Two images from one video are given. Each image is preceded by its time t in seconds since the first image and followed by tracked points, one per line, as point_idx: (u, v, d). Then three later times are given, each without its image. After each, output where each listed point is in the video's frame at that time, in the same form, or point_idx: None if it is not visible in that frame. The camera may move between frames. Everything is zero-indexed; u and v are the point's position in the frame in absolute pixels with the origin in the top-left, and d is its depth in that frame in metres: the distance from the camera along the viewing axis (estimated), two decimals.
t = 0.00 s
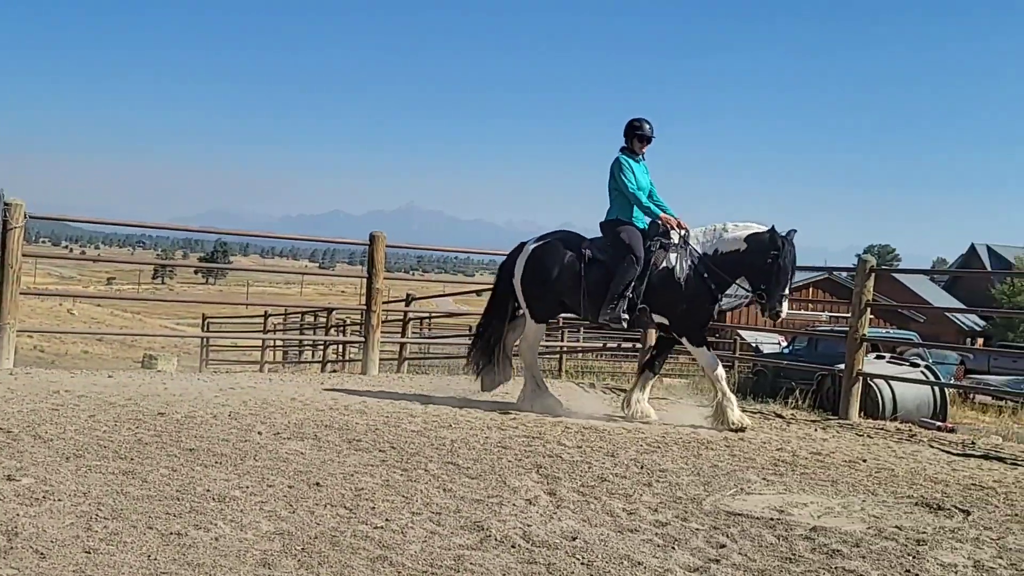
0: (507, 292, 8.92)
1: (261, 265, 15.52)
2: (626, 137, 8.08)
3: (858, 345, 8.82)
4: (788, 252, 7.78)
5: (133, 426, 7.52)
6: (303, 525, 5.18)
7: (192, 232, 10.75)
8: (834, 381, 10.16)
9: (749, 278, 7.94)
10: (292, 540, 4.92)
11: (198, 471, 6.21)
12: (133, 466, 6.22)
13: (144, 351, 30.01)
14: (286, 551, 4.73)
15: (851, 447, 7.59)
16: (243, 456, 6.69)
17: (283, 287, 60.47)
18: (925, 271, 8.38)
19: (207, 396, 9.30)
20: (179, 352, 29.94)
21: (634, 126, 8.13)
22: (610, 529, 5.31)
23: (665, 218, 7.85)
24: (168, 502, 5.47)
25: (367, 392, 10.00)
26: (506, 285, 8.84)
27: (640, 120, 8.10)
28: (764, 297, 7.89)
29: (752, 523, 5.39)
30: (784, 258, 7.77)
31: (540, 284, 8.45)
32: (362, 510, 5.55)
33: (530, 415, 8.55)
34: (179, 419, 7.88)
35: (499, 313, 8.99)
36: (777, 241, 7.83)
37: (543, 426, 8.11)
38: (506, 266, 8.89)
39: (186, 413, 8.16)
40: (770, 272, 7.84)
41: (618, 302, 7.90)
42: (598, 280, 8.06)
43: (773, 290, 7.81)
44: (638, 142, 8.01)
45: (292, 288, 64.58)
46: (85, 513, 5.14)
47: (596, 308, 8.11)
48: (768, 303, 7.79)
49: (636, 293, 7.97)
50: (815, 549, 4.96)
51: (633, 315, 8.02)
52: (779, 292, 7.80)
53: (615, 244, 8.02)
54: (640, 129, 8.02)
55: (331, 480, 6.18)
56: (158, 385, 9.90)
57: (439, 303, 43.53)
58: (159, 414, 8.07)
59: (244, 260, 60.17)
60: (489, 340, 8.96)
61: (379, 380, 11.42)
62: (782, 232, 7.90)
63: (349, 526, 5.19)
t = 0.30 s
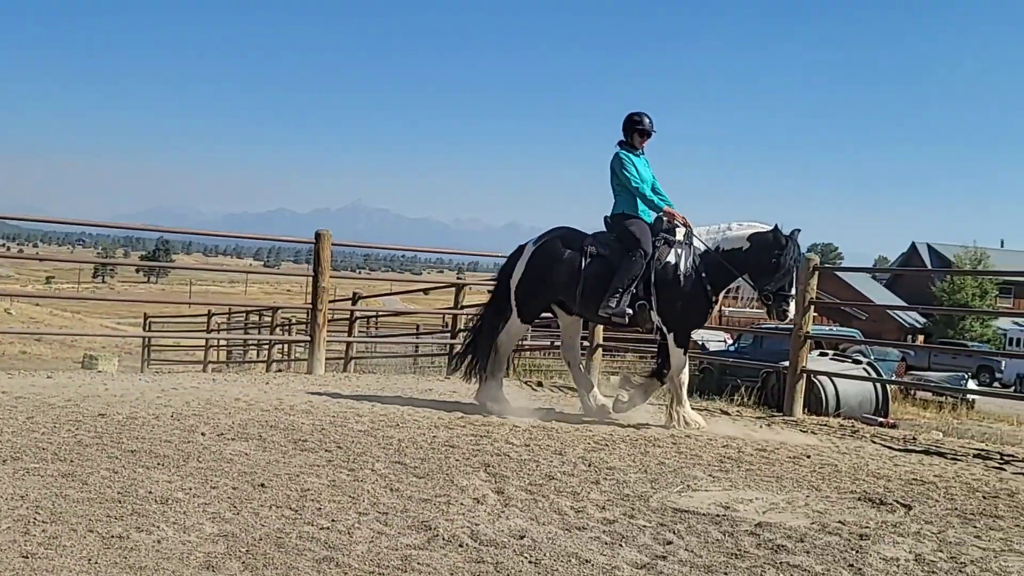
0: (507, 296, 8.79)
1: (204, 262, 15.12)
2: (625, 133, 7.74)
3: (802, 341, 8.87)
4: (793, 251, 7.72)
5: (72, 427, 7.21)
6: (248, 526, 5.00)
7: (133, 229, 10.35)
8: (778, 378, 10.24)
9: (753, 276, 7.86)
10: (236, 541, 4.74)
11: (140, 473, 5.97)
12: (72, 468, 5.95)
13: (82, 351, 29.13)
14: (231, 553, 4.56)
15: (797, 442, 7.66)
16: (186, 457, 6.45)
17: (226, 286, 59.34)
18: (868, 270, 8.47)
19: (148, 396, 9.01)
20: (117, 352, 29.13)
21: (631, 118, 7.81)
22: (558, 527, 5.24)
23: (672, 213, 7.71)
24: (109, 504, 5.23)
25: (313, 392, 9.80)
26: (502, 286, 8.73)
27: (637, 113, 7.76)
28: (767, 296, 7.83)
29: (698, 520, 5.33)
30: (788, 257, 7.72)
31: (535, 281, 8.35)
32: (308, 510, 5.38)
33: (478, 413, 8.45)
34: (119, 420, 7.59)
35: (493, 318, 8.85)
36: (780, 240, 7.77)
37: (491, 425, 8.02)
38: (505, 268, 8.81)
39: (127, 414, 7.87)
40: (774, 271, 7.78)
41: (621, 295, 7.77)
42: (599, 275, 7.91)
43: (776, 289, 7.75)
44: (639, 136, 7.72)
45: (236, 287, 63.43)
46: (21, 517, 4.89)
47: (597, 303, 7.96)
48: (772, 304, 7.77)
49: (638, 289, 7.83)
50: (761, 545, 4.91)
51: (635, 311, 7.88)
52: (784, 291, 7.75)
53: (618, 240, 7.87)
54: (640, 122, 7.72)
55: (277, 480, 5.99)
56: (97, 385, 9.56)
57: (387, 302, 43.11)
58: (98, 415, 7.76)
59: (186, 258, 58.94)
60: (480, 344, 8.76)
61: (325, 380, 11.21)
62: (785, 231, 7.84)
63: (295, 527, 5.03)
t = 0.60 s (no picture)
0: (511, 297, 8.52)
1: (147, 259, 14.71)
2: (628, 135, 7.54)
3: (748, 339, 8.92)
4: (801, 263, 7.43)
5: (7, 429, 6.91)
6: (193, 528, 4.82)
7: (74, 229, 9.98)
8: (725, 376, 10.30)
9: (758, 287, 7.57)
10: (181, 544, 4.56)
11: (81, 475, 5.73)
12: (9, 472, 5.68)
13: (18, 351, 28.20)
14: (175, 556, 4.39)
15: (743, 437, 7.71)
16: (129, 459, 6.21)
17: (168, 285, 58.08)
18: (813, 270, 8.56)
19: (89, 397, 8.70)
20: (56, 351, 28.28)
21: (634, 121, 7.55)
22: (507, 525, 5.17)
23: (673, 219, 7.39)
24: (48, 508, 5.00)
25: (260, 391, 9.58)
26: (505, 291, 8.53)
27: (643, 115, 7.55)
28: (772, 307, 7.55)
29: (646, 517, 5.28)
30: (796, 270, 7.44)
31: (539, 283, 8.15)
32: (254, 511, 5.22)
33: (427, 413, 8.34)
34: (58, 422, 7.30)
35: (498, 321, 8.58)
36: (789, 252, 7.47)
37: (440, 425, 7.89)
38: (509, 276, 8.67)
39: (67, 415, 7.58)
40: (781, 283, 7.48)
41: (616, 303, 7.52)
42: (598, 279, 7.67)
43: (783, 302, 7.47)
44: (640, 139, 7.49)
45: (179, 286, 62.10)
46: None
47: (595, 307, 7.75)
48: (778, 315, 7.52)
49: (633, 295, 7.59)
50: (708, 541, 4.89)
51: (628, 317, 7.62)
52: (791, 304, 7.46)
53: (617, 244, 7.62)
54: (640, 124, 7.47)
55: (222, 482, 5.80)
56: (34, 386, 9.22)
57: (335, 302, 42.71)
58: (36, 417, 7.45)
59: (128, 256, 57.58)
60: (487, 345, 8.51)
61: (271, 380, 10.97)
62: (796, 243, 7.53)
63: (241, 529, 4.87)
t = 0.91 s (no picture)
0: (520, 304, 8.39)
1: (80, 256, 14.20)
2: (629, 131, 7.42)
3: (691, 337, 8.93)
4: (808, 260, 7.24)
5: None
6: (130, 532, 4.62)
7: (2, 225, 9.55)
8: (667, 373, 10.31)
9: (762, 284, 7.37)
10: (117, 547, 4.37)
11: (10, 479, 5.46)
12: None
13: None
14: (111, 560, 4.20)
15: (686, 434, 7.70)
16: (62, 462, 5.95)
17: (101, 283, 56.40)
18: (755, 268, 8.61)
19: (18, 398, 8.33)
20: None
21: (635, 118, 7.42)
22: (451, 525, 5.08)
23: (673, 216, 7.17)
24: None
25: (197, 391, 9.30)
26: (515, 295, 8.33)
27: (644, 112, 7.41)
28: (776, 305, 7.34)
29: (589, 514, 5.24)
30: (802, 263, 7.24)
31: (540, 286, 8.04)
32: (193, 514, 5.03)
33: (370, 413, 8.18)
34: None
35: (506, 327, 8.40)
36: (795, 245, 7.28)
37: (383, 424, 7.75)
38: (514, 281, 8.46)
39: None
40: (786, 280, 7.29)
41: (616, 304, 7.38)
42: (598, 279, 7.56)
43: (787, 299, 7.27)
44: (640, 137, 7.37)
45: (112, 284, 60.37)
46: None
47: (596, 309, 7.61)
48: (782, 311, 7.29)
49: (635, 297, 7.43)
50: (650, 538, 4.87)
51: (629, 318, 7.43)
52: (795, 301, 7.27)
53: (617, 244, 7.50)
54: (641, 122, 7.35)
55: (160, 484, 5.59)
56: None
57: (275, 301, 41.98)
58: None
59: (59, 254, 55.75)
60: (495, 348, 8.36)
61: (210, 381, 10.67)
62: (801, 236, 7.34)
63: (179, 532, 4.68)
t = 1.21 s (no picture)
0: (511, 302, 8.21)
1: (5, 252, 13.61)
2: (625, 135, 7.19)
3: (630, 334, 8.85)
4: (804, 242, 6.96)
5: None
6: (59, 536, 4.41)
7: None
8: (605, 370, 10.29)
9: (764, 275, 7.08)
10: (45, 552, 4.17)
11: None
12: None
13: None
14: (39, 566, 4.00)
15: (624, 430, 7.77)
16: None
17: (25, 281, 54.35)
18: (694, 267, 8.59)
19: None
20: None
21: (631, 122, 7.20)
22: (389, 525, 4.97)
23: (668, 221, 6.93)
24: None
25: (129, 392, 8.99)
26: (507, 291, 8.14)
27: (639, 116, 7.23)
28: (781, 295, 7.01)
29: (529, 512, 5.18)
30: (799, 247, 6.97)
31: (534, 285, 7.83)
32: (126, 517, 4.82)
33: (307, 413, 7.99)
34: None
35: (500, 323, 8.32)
36: (788, 231, 7.04)
37: (321, 424, 7.57)
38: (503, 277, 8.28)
39: None
40: (787, 267, 6.99)
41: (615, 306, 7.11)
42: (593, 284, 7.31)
43: (791, 286, 6.95)
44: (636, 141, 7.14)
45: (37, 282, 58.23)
46: None
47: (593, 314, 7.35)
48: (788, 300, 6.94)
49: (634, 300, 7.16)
50: (590, 535, 4.84)
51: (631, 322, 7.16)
52: (799, 287, 6.93)
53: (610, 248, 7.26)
54: (636, 126, 7.13)
55: (91, 487, 5.35)
56: None
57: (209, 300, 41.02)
58: None
59: None
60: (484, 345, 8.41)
61: (142, 381, 10.32)
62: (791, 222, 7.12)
63: (111, 535, 4.48)
